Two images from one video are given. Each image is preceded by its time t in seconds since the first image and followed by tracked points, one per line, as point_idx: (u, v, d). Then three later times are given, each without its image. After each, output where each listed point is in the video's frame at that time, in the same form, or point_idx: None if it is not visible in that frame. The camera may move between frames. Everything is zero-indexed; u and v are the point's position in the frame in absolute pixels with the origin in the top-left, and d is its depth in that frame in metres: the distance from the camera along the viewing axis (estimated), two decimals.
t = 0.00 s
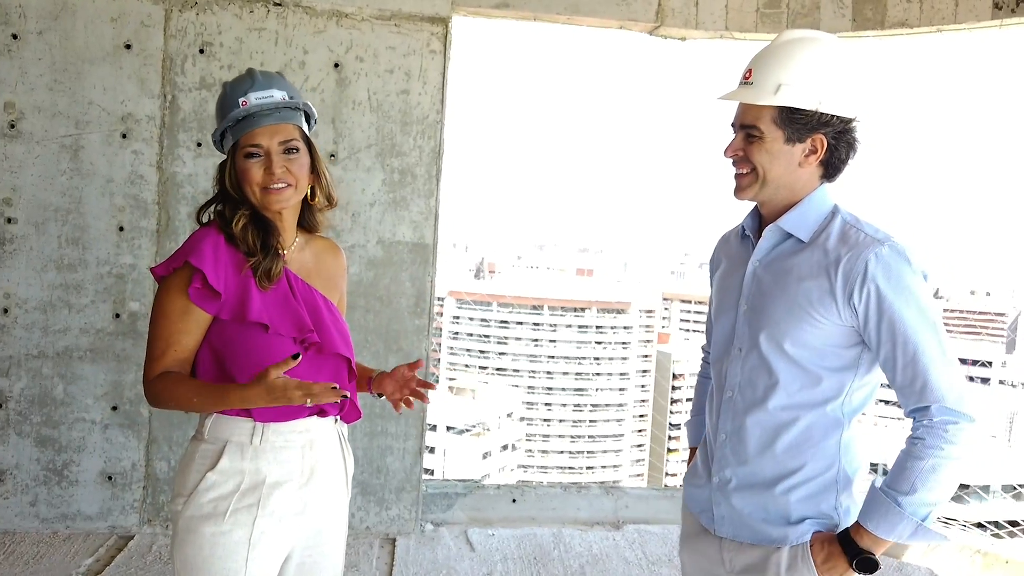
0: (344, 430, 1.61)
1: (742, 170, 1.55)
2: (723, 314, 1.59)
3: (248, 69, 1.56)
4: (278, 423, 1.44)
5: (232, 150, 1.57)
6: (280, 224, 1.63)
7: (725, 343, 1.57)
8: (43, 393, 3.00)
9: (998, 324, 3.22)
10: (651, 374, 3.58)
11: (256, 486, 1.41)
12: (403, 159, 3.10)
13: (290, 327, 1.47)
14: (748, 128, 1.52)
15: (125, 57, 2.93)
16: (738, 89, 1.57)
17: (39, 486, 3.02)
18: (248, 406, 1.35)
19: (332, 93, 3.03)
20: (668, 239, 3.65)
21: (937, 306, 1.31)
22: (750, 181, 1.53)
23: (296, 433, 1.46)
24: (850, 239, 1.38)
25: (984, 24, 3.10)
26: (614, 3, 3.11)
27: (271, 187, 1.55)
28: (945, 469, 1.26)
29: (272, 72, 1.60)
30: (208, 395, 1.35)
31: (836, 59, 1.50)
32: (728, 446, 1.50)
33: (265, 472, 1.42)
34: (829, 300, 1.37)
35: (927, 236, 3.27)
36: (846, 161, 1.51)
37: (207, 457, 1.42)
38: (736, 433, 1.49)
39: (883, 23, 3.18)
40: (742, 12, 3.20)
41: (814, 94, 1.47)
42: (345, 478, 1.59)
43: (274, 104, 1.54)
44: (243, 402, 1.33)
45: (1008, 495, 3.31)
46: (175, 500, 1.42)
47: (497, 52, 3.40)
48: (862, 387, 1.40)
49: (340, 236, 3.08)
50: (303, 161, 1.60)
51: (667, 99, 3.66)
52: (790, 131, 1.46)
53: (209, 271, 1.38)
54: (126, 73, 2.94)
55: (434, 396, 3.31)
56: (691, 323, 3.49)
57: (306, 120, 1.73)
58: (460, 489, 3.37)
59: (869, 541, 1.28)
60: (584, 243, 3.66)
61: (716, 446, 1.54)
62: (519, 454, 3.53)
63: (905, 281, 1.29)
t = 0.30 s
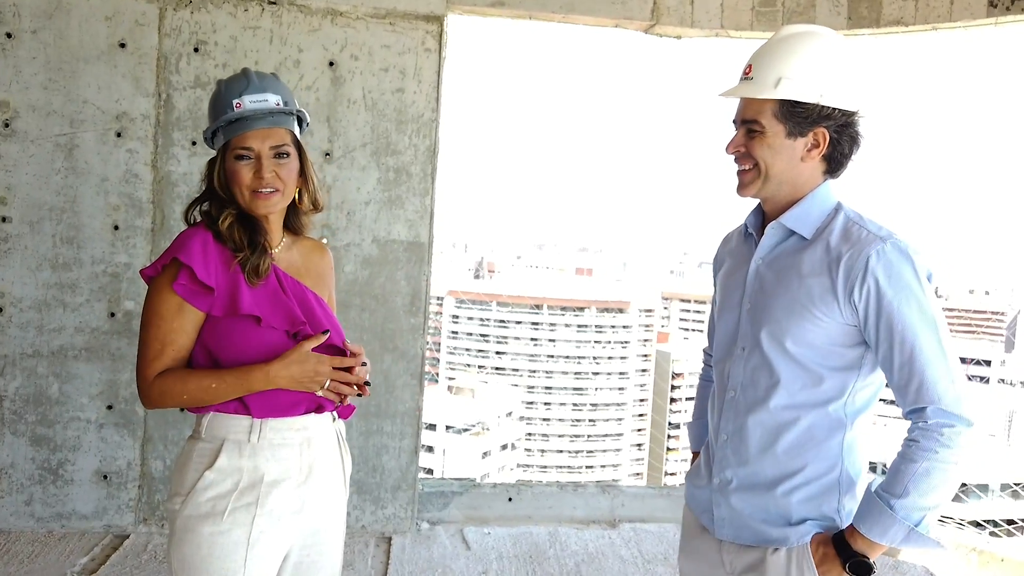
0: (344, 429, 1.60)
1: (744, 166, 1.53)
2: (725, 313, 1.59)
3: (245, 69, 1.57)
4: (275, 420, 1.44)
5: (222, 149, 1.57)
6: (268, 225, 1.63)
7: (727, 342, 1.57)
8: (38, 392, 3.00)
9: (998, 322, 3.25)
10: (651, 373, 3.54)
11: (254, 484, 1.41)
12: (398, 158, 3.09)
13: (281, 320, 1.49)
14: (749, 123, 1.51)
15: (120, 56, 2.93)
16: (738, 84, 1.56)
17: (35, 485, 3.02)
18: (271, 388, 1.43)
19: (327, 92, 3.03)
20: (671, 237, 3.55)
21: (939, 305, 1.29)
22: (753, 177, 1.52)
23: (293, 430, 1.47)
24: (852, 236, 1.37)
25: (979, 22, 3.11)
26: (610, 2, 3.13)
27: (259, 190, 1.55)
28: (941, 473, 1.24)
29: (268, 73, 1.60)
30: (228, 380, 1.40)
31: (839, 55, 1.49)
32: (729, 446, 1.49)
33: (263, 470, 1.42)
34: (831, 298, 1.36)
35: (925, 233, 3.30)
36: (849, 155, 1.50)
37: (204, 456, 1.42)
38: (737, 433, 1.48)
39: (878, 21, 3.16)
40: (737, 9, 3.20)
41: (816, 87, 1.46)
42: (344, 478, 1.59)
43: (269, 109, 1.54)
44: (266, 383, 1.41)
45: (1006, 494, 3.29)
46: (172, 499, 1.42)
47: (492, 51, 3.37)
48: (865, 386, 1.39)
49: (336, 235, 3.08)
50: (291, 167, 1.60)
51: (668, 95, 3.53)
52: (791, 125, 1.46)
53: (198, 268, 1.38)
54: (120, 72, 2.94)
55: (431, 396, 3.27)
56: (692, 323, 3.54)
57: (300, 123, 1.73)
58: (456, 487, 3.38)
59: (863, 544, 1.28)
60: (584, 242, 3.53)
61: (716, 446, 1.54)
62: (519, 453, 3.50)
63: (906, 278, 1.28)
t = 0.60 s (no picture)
0: (355, 425, 1.62)
1: (776, 160, 1.48)
2: (761, 312, 1.55)
3: (253, 64, 1.57)
4: (288, 414, 1.47)
5: (231, 143, 1.57)
6: (277, 218, 1.63)
7: (763, 343, 1.54)
8: (51, 387, 3.03)
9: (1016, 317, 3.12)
10: (662, 367, 3.46)
11: (268, 479, 1.42)
12: (406, 153, 3.10)
13: (293, 314, 1.51)
14: (780, 115, 1.46)
15: (129, 53, 2.94)
16: (767, 76, 1.51)
17: (49, 480, 3.06)
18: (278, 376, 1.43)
19: (335, 87, 3.03)
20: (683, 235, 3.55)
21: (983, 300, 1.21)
22: (785, 173, 1.47)
23: (306, 425, 1.48)
24: (888, 230, 1.32)
25: (990, 13, 3.03)
26: None
27: (270, 183, 1.55)
28: (982, 478, 1.17)
29: (277, 68, 1.61)
30: (234, 366, 1.40)
31: (875, 45, 1.43)
32: (766, 449, 1.47)
33: (276, 464, 1.43)
34: (867, 295, 1.31)
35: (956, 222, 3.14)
36: (886, 146, 1.44)
37: (217, 451, 1.43)
38: (773, 435, 1.45)
39: (888, 14, 3.15)
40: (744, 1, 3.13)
41: (849, 77, 1.40)
42: (355, 473, 1.60)
43: (279, 103, 1.55)
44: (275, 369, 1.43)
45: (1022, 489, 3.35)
46: (186, 493, 1.43)
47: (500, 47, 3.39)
48: (905, 387, 1.33)
49: (345, 231, 3.09)
50: (302, 160, 1.61)
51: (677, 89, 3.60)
52: (824, 116, 1.40)
53: (208, 262, 1.38)
54: (129, 69, 2.95)
55: (440, 389, 3.22)
56: (703, 318, 3.47)
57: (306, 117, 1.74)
58: (466, 481, 3.38)
59: (900, 552, 1.21)
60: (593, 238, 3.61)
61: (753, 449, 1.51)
62: (531, 448, 3.54)
63: (943, 273, 1.21)
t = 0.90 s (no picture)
0: (376, 417, 1.61)
1: (822, 145, 1.46)
2: (804, 305, 1.53)
3: (293, 59, 1.57)
4: (311, 409, 1.45)
5: (259, 135, 1.58)
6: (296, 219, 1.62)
7: (807, 336, 1.51)
8: (78, 384, 3.06)
9: None
10: (686, 360, 3.45)
11: (291, 474, 1.42)
12: (425, 147, 3.09)
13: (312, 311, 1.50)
14: (827, 98, 1.43)
15: (150, 52, 2.96)
16: (816, 59, 1.50)
17: (78, 475, 3.09)
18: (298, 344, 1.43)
19: (354, 82, 3.03)
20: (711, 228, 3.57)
21: None
22: (833, 156, 1.44)
23: (327, 419, 1.47)
24: (938, 219, 1.29)
25: None
26: None
27: (287, 182, 1.54)
28: None
29: (316, 67, 1.60)
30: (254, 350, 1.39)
31: (927, 24, 1.42)
32: (812, 445, 1.45)
33: (300, 460, 1.43)
34: (915, 287, 1.28)
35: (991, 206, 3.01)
36: (939, 130, 1.40)
37: (241, 447, 1.43)
38: (820, 431, 1.43)
39: None
40: None
41: (900, 56, 1.37)
42: (376, 466, 1.59)
43: (311, 104, 1.54)
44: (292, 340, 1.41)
45: None
46: (210, 489, 1.43)
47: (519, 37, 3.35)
48: (956, 379, 1.30)
49: (365, 225, 3.09)
50: (326, 163, 1.59)
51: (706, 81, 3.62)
52: (873, 97, 1.37)
53: (227, 258, 1.37)
54: (150, 68, 2.97)
55: (463, 383, 3.23)
56: (727, 308, 3.59)
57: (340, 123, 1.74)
58: (490, 474, 3.38)
59: (951, 553, 1.20)
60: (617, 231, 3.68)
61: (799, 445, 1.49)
62: (554, 441, 3.51)
63: (996, 263, 1.19)
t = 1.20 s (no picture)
0: (384, 415, 1.60)
1: (840, 136, 1.44)
2: (819, 299, 1.52)
3: (312, 55, 1.57)
4: (320, 409, 1.44)
5: (277, 132, 1.57)
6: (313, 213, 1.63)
7: (821, 329, 1.50)
8: (90, 383, 3.08)
9: None
10: (697, 357, 3.46)
11: (300, 472, 1.42)
12: (434, 145, 3.10)
13: (325, 310, 1.48)
14: (848, 89, 1.42)
15: (159, 52, 2.97)
16: (839, 48, 1.48)
17: (90, 474, 3.11)
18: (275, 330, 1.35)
19: (362, 80, 3.04)
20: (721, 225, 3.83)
21: None
22: (850, 148, 1.43)
23: (336, 418, 1.47)
24: (955, 213, 1.28)
25: None
26: None
27: (307, 177, 1.54)
28: None
29: (332, 62, 1.59)
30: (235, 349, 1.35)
31: (956, 18, 1.39)
32: (824, 439, 1.44)
33: (308, 458, 1.43)
34: (931, 281, 1.27)
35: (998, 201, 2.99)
36: (960, 127, 1.38)
37: (250, 445, 1.43)
38: (832, 425, 1.42)
39: None
40: None
41: (924, 51, 1.36)
42: (384, 465, 1.58)
43: (330, 99, 1.54)
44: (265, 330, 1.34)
45: None
46: (219, 487, 1.43)
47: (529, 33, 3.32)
48: (970, 375, 1.29)
49: (374, 223, 3.10)
50: (345, 158, 1.59)
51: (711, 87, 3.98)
52: (895, 91, 1.36)
53: (236, 258, 1.37)
54: (160, 68, 2.97)
55: (473, 381, 3.25)
56: (738, 304, 3.63)
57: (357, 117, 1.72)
58: (500, 472, 3.32)
59: (960, 548, 1.18)
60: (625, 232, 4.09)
61: (811, 439, 1.48)
62: (568, 437, 3.68)
63: (1013, 258, 1.18)
